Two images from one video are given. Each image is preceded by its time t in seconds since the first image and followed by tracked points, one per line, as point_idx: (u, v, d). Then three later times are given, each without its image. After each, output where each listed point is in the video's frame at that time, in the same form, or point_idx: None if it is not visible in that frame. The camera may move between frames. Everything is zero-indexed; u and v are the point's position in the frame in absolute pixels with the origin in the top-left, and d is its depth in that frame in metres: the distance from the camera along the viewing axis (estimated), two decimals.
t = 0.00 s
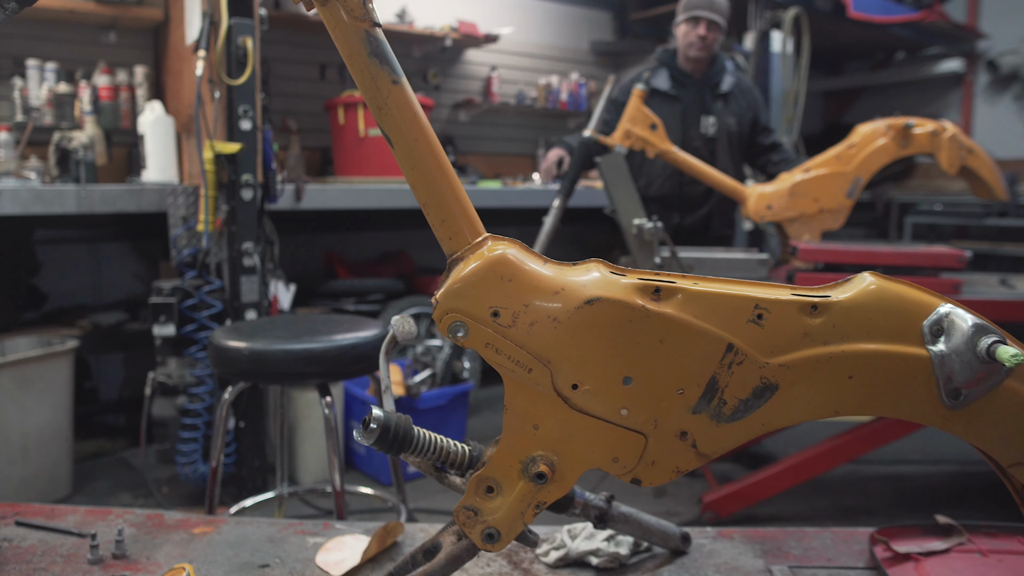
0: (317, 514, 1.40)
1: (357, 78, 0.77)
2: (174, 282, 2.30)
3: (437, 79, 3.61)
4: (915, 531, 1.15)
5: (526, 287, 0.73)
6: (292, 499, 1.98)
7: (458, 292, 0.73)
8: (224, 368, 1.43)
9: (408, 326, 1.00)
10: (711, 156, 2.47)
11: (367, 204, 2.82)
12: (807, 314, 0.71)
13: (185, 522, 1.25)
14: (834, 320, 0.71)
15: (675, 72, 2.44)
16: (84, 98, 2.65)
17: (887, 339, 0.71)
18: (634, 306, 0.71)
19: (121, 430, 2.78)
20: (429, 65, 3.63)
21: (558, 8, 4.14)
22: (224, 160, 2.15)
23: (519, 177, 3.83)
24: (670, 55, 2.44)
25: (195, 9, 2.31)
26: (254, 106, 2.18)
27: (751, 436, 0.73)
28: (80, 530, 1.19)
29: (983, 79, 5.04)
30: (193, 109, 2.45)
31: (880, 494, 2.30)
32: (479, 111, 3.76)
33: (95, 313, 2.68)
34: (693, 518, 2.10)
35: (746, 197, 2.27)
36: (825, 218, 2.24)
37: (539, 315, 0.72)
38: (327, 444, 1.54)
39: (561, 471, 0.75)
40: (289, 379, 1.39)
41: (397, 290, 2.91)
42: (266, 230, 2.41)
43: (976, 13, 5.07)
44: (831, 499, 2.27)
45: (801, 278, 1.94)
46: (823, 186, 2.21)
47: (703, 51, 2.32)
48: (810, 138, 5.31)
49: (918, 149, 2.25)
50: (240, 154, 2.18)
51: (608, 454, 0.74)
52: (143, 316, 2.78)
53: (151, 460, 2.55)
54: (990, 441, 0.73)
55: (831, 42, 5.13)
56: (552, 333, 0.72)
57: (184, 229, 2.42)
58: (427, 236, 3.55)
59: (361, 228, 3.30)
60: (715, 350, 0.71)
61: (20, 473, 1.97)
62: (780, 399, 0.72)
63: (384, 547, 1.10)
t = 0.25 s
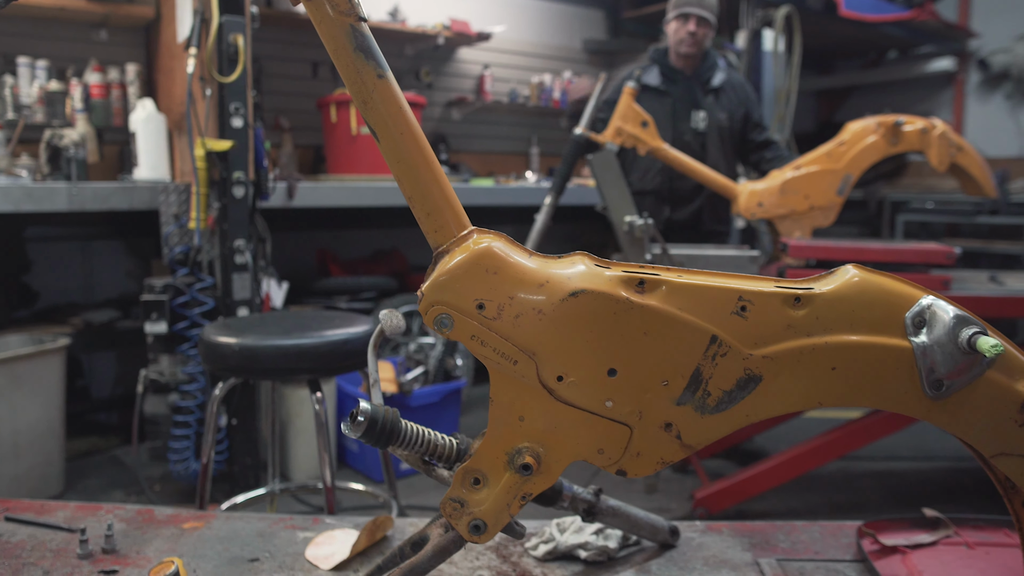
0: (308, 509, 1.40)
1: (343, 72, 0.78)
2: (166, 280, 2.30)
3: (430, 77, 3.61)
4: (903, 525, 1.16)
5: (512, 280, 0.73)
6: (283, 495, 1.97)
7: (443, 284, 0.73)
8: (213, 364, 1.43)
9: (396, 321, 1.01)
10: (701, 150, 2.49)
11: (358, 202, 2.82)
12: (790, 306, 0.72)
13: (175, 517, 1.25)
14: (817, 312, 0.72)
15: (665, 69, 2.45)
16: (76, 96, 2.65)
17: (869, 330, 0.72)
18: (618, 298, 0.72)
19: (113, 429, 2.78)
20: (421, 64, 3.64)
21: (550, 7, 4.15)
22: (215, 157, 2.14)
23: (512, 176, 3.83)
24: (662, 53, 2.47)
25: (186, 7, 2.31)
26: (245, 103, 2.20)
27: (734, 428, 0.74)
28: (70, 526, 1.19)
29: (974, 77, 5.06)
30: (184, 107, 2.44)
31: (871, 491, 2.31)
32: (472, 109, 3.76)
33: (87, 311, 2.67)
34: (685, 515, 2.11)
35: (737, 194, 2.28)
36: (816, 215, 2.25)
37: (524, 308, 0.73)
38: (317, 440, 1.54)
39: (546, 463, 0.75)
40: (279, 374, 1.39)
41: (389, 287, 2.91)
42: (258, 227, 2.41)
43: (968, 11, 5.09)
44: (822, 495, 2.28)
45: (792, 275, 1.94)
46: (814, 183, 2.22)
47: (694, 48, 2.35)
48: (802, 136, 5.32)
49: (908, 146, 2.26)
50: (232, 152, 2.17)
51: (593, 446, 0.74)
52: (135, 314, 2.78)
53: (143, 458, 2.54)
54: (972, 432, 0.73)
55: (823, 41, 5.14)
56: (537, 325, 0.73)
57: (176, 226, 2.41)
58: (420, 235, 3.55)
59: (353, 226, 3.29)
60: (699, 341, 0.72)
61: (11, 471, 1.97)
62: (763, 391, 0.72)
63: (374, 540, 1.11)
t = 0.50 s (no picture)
0: (297, 502, 1.40)
1: (327, 59, 0.77)
2: (157, 275, 2.29)
3: (424, 74, 3.61)
4: (892, 515, 1.16)
5: (496, 266, 0.73)
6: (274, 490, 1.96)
7: (427, 271, 0.73)
8: (203, 357, 1.43)
9: (384, 312, 1.01)
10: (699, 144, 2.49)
11: (351, 198, 2.81)
12: (775, 292, 0.72)
13: (163, 509, 1.25)
14: (801, 298, 0.72)
15: (666, 63, 2.49)
16: (67, 92, 2.64)
17: (853, 316, 0.72)
18: (602, 284, 0.72)
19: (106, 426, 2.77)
20: (415, 60, 3.63)
21: (544, 4, 4.14)
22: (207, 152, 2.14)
23: (506, 173, 3.83)
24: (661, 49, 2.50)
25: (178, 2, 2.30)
26: (237, 98, 2.18)
27: (719, 414, 0.73)
28: (57, 518, 1.19)
29: (968, 75, 5.07)
30: (176, 102, 2.44)
31: (863, 486, 2.31)
32: (465, 106, 3.76)
33: (79, 308, 2.67)
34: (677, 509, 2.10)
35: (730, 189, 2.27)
36: (808, 210, 2.25)
37: (508, 294, 0.73)
38: (307, 433, 1.54)
39: (531, 450, 0.75)
40: (268, 367, 1.39)
41: (383, 283, 2.91)
42: (250, 223, 2.40)
43: (961, 9, 5.10)
44: (815, 490, 2.28)
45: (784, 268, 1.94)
46: (806, 178, 2.22)
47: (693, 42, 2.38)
48: (796, 134, 5.33)
49: (899, 141, 2.26)
50: (223, 147, 2.17)
51: (578, 432, 0.74)
52: (127, 311, 2.77)
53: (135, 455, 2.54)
54: (957, 418, 0.73)
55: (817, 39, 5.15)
56: (521, 311, 0.73)
57: (167, 222, 2.42)
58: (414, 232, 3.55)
59: (347, 223, 3.29)
60: (683, 327, 0.72)
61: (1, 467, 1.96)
62: (747, 377, 0.72)
63: (361, 532, 1.11)
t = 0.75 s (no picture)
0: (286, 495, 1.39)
1: (310, 42, 0.77)
2: (147, 270, 2.28)
3: (417, 70, 3.60)
4: (884, 505, 1.15)
5: (481, 250, 0.73)
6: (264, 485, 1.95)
7: (411, 255, 0.73)
8: (191, 349, 1.42)
9: (371, 301, 1.00)
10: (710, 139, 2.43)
11: (343, 193, 2.80)
12: (762, 275, 0.71)
13: (150, 502, 1.24)
14: (789, 282, 0.71)
15: (675, 58, 2.44)
16: (58, 87, 2.62)
17: (841, 300, 0.71)
18: (587, 268, 0.71)
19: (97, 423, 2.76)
20: (408, 57, 3.62)
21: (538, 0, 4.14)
22: (198, 146, 2.14)
23: (499, 169, 3.82)
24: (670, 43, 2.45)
25: None
26: (228, 93, 2.17)
27: (706, 399, 0.73)
28: (43, 511, 1.18)
29: (962, 72, 5.08)
30: (167, 97, 2.42)
31: (857, 481, 2.30)
32: (459, 103, 3.76)
33: (70, 304, 2.65)
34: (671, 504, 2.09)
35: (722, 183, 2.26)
36: (801, 204, 2.25)
37: (493, 279, 0.72)
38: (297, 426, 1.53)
39: (517, 436, 0.74)
40: (257, 359, 1.38)
41: (376, 280, 2.90)
42: (241, 218, 2.39)
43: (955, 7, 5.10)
44: (809, 485, 2.27)
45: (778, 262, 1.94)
46: (798, 173, 2.21)
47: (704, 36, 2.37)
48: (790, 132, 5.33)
49: (892, 136, 2.26)
50: (214, 141, 2.16)
51: (564, 418, 0.74)
52: (118, 307, 2.76)
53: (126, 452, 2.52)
54: (946, 402, 0.73)
55: (812, 37, 5.15)
56: (505, 295, 0.72)
57: (158, 217, 2.40)
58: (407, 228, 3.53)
59: (341, 220, 3.28)
60: (670, 311, 0.71)
61: None
62: (734, 361, 0.72)
63: (349, 523, 1.10)
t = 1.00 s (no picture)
0: (274, 488, 1.38)
1: (294, 25, 0.77)
2: (138, 265, 2.27)
3: (411, 67, 3.60)
4: (874, 497, 1.15)
5: (465, 234, 0.72)
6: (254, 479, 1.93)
7: (395, 240, 0.72)
8: (179, 341, 1.41)
9: (358, 289, 1.00)
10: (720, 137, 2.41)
11: (336, 189, 2.79)
12: (749, 260, 0.71)
13: (136, 495, 1.23)
14: (776, 266, 0.70)
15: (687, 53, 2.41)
16: (49, 82, 2.60)
17: (829, 284, 0.71)
18: (572, 252, 0.70)
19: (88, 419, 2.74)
20: (402, 54, 3.61)
21: None
22: (188, 141, 2.12)
23: (494, 167, 3.82)
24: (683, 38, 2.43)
25: None
26: (219, 87, 2.16)
27: (692, 385, 0.72)
28: (27, 503, 1.17)
29: (956, 70, 5.08)
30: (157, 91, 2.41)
31: (851, 476, 2.30)
32: (452, 100, 3.75)
33: (61, 300, 2.64)
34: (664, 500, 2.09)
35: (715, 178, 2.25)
36: (794, 199, 2.24)
37: (477, 264, 0.72)
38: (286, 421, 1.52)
39: (502, 423, 0.74)
40: (245, 351, 1.38)
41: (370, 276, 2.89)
42: (232, 213, 2.39)
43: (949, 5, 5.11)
44: (802, 480, 2.27)
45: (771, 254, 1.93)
46: (791, 167, 2.21)
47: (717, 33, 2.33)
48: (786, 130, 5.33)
49: (885, 130, 2.25)
50: (205, 135, 2.14)
51: (549, 405, 0.73)
52: (110, 303, 2.74)
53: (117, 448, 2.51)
54: (934, 388, 0.72)
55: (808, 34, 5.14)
56: (490, 280, 0.71)
57: (149, 212, 2.37)
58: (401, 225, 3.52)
59: (335, 217, 3.27)
60: (656, 296, 0.70)
61: None
62: (721, 347, 0.71)
63: (336, 515, 1.09)
